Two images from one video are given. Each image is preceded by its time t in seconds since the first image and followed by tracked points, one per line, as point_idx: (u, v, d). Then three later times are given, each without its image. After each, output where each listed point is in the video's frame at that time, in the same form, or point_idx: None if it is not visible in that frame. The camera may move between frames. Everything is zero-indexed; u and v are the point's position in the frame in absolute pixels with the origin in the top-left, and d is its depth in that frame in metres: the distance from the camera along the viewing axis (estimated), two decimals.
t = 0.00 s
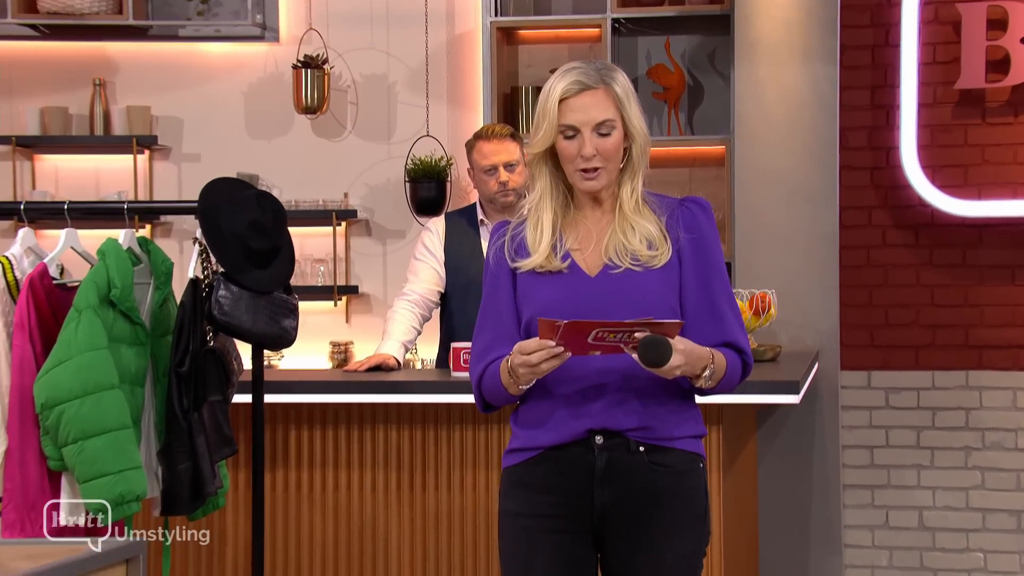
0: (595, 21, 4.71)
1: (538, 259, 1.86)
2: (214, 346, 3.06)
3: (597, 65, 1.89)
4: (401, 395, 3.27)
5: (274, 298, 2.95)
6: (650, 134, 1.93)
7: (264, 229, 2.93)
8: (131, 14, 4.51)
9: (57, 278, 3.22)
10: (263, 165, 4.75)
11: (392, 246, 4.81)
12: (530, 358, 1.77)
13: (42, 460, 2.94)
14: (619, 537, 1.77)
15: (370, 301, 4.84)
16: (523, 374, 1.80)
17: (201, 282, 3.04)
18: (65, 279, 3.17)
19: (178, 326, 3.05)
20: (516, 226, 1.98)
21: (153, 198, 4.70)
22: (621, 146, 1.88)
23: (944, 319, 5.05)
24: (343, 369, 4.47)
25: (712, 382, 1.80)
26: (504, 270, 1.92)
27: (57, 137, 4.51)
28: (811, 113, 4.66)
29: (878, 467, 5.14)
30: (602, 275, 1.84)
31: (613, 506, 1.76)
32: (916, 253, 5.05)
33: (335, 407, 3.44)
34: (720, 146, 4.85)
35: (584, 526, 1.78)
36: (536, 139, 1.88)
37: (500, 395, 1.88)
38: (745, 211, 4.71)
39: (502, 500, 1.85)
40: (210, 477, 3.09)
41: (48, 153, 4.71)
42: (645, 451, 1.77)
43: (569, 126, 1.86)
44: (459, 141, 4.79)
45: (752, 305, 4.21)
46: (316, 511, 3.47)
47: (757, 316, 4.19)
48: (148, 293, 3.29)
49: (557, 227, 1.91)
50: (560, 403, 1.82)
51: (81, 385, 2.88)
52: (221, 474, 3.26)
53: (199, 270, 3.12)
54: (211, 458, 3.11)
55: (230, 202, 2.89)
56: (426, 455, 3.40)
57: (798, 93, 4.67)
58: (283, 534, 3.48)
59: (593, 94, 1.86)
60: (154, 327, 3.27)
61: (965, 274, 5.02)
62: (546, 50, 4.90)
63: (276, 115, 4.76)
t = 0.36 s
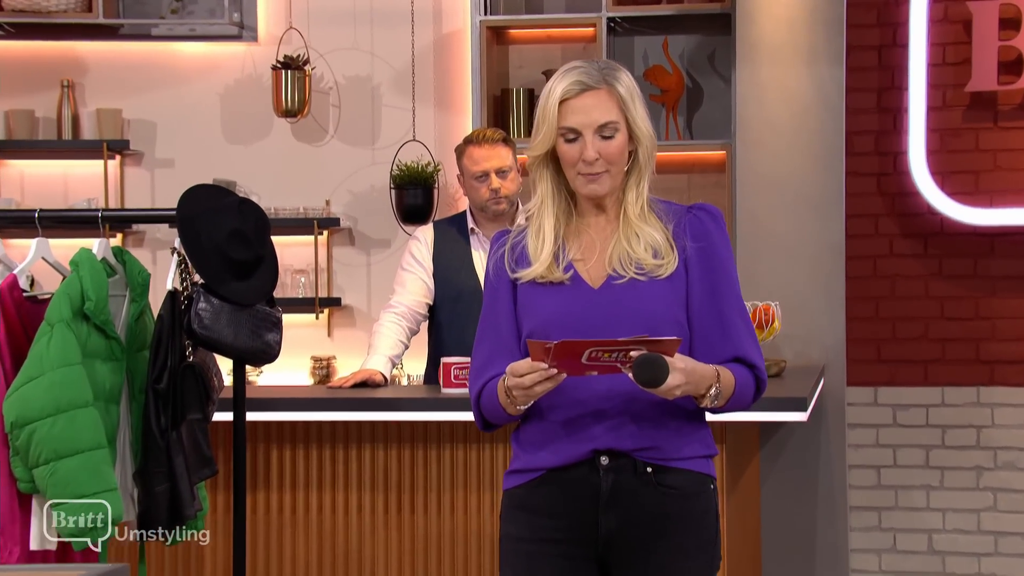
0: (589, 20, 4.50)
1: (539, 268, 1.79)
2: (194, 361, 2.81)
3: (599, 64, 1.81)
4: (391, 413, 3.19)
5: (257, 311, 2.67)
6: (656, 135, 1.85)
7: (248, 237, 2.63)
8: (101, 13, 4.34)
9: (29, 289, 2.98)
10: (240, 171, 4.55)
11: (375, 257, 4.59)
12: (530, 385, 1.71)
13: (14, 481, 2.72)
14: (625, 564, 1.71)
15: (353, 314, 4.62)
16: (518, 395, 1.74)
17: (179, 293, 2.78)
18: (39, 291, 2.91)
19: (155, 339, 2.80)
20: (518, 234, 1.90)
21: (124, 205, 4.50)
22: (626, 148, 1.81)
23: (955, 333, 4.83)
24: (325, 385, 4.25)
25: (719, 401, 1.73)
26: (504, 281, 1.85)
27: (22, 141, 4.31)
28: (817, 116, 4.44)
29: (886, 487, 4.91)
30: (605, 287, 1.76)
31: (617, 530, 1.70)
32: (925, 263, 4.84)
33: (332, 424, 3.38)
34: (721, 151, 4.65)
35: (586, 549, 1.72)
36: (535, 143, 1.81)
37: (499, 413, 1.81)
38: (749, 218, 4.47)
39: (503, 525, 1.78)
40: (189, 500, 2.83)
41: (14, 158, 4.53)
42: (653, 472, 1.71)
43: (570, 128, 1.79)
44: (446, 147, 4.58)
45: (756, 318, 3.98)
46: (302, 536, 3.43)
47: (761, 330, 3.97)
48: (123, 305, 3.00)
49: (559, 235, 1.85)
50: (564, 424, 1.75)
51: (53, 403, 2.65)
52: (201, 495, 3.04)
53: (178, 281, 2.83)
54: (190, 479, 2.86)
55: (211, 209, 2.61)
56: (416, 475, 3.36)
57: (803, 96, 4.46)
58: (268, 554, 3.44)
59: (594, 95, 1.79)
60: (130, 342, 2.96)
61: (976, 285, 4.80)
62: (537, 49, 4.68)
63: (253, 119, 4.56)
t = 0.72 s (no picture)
0: (583, 22, 4.36)
1: (546, 278, 1.72)
2: (179, 374, 2.62)
3: (610, 68, 1.75)
4: (379, 428, 3.11)
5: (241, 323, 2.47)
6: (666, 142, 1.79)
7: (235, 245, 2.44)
8: (78, 14, 4.25)
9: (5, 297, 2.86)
10: (222, 177, 4.44)
11: (362, 267, 4.44)
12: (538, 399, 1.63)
13: None
14: None
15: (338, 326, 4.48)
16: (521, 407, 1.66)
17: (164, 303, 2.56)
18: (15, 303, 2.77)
19: (139, 351, 2.62)
20: (522, 243, 1.83)
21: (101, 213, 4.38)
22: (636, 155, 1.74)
23: (959, 345, 4.68)
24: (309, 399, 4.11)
25: (733, 416, 1.65)
26: (507, 291, 1.78)
27: None
28: (818, 122, 4.30)
29: (888, 505, 4.76)
30: (612, 299, 1.70)
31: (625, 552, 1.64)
32: (929, 274, 4.69)
33: (322, 439, 3.27)
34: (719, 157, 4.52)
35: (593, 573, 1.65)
36: (543, 149, 1.74)
37: (500, 428, 1.74)
38: (747, 227, 4.35)
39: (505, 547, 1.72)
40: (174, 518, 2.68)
41: None
42: (660, 490, 1.64)
43: (580, 133, 1.72)
44: (435, 153, 4.45)
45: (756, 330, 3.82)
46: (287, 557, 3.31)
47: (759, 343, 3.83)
48: (104, 317, 2.81)
49: (566, 244, 1.78)
50: (568, 439, 1.68)
51: (33, 417, 2.48)
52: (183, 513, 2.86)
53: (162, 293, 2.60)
54: (174, 498, 2.71)
55: (196, 218, 2.40)
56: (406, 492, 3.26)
57: (803, 101, 4.32)
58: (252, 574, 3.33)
59: (605, 100, 1.72)
60: (111, 356, 2.80)
61: (980, 296, 4.65)
62: (528, 52, 4.54)
63: (235, 124, 4.44)
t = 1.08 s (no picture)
0: (575, 18, 4.22)
1: (551, 280, 1.66)
2: (162, 382, 2.52)
3: (618, 64, 1.69)
4: (366, 436, 3.08)
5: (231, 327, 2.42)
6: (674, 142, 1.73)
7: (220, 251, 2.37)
8: (51, 8, 4.11)
9: None
10: (201, 177, 4.33)
11: (346, 270, 4.33)
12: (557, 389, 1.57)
13: None
14: None
15: (321, 331, 4.36)
16: (536, 399, 1.60)
17: (147, 308, 2.50)
18: None
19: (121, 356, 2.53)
20: (525, 246, 1.77)
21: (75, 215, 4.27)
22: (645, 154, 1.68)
23: (961, 352, 4.54)
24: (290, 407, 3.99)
25: (745, 430, 1.60)
26: (510, 294, 1.71)
27: None
28: (818, 120, 4.16)
29: (888, 516, 4.61)
30: (619, 301, 1.63)
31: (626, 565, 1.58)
32: (931, 278, 4.55)
33: (308, 449, 3.22)
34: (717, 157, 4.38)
35: None
36: (549, 146, 1.68)
37: (500, 433, 1.67)
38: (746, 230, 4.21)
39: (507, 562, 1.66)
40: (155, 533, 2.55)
41: None
42: (667, 501, 1.58)
43: (588, 129, 1.66)
44: (421, 154, 4.33)
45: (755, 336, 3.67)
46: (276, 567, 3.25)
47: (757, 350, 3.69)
48: (84, 322, 2.73)
49: (572, 247, 1.72)
50: (572, 447, 1.62)
51: (9, 428, 2.42)
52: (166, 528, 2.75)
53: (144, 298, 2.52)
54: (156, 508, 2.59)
55: (181, 221, 2.34)
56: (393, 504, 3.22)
57: (804, 100, 4.18)
58: None
59: (613, 96, 1.66)
60: (91, 361, 2.71)
61: (984, 301, 4.51)
62: (518, 49, 4.41)
63: (215, 124, 4.33)
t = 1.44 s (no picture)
0: (562, 13, 4.13)
1: (550, 287, 1.57)
2: (139, 390, 2.31)
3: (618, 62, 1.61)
4: (352, 446, 2.94)
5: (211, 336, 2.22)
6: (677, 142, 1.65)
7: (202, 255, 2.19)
8: (17, 3, 4.04)
9: None
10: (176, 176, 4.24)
11: (324, 275, 4.23)
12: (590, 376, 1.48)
13: None
14: None
15: (298, 337, 4.26)
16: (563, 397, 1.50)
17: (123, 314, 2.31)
18: None
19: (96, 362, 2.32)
20: (523, 251, 1.68)
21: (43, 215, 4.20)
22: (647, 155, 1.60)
23: (959, 358, 4.41)
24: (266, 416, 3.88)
25: (748, 439, 1.51)
26: (507, 299, 1.62)
27: None
28: (811, 118, 4.04)
29: (883, 529, 4.47)
30: (621, 307, 1.55)
31: None
32: (927, 282, 4.43)
33: (288, 459, 3.08)
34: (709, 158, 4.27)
35: None
36: (547, 148, 1.59)
37: (500, 441, 1.58)
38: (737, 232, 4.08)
39: None
40: (132, 546, 2.37)
41: None
42: (671, 513, 1.50)
43: (587, 130, 1.57)
44: (402, 154, 4.23)
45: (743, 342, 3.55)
46: None
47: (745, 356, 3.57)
48: (57, 328, 2.54)
49: (572, 251, 1.63)
50: (571, 455, 1.54)
51: None
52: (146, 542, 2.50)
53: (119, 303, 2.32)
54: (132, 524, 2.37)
55: (159, 224, 2.16)
56: (376, 517, 3.07)
57: (797, 98, 4.05)
58: None
59: (613, 95, 1.58)
60: (64, 369, 2.53)
61: (982, 306, 4.39)
62: (503, 46, 4.29)
63: (190, 123, 4.25)
